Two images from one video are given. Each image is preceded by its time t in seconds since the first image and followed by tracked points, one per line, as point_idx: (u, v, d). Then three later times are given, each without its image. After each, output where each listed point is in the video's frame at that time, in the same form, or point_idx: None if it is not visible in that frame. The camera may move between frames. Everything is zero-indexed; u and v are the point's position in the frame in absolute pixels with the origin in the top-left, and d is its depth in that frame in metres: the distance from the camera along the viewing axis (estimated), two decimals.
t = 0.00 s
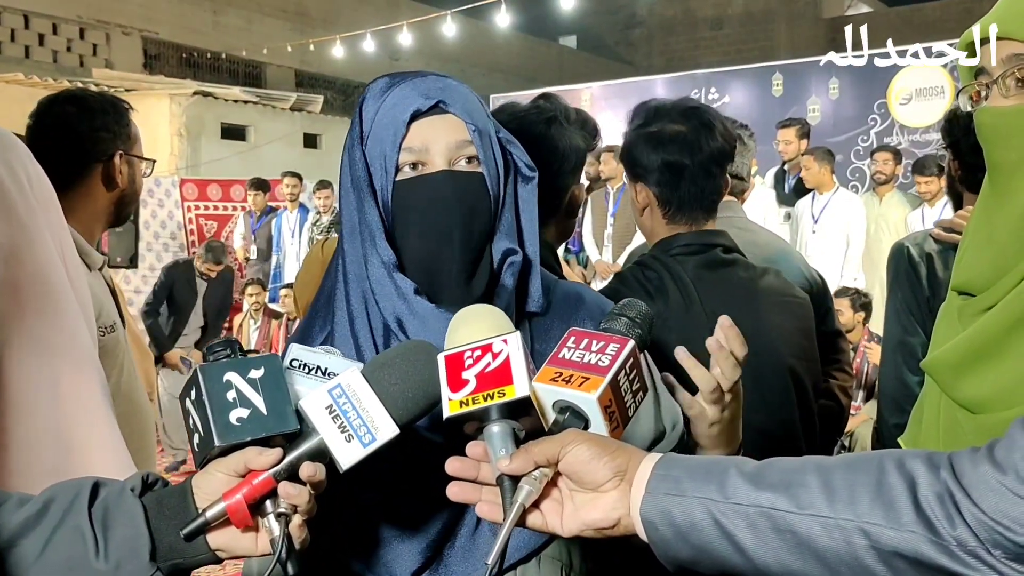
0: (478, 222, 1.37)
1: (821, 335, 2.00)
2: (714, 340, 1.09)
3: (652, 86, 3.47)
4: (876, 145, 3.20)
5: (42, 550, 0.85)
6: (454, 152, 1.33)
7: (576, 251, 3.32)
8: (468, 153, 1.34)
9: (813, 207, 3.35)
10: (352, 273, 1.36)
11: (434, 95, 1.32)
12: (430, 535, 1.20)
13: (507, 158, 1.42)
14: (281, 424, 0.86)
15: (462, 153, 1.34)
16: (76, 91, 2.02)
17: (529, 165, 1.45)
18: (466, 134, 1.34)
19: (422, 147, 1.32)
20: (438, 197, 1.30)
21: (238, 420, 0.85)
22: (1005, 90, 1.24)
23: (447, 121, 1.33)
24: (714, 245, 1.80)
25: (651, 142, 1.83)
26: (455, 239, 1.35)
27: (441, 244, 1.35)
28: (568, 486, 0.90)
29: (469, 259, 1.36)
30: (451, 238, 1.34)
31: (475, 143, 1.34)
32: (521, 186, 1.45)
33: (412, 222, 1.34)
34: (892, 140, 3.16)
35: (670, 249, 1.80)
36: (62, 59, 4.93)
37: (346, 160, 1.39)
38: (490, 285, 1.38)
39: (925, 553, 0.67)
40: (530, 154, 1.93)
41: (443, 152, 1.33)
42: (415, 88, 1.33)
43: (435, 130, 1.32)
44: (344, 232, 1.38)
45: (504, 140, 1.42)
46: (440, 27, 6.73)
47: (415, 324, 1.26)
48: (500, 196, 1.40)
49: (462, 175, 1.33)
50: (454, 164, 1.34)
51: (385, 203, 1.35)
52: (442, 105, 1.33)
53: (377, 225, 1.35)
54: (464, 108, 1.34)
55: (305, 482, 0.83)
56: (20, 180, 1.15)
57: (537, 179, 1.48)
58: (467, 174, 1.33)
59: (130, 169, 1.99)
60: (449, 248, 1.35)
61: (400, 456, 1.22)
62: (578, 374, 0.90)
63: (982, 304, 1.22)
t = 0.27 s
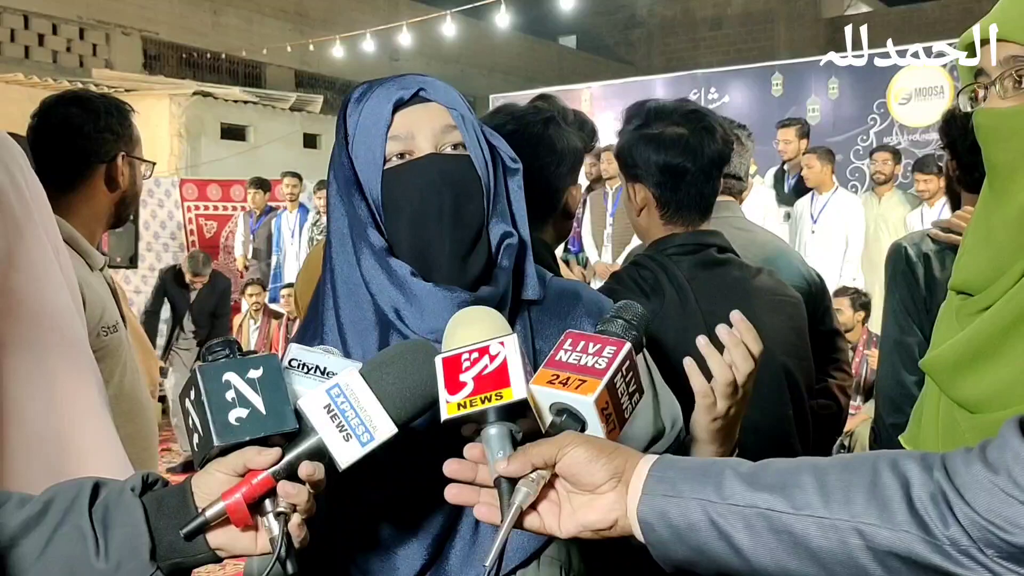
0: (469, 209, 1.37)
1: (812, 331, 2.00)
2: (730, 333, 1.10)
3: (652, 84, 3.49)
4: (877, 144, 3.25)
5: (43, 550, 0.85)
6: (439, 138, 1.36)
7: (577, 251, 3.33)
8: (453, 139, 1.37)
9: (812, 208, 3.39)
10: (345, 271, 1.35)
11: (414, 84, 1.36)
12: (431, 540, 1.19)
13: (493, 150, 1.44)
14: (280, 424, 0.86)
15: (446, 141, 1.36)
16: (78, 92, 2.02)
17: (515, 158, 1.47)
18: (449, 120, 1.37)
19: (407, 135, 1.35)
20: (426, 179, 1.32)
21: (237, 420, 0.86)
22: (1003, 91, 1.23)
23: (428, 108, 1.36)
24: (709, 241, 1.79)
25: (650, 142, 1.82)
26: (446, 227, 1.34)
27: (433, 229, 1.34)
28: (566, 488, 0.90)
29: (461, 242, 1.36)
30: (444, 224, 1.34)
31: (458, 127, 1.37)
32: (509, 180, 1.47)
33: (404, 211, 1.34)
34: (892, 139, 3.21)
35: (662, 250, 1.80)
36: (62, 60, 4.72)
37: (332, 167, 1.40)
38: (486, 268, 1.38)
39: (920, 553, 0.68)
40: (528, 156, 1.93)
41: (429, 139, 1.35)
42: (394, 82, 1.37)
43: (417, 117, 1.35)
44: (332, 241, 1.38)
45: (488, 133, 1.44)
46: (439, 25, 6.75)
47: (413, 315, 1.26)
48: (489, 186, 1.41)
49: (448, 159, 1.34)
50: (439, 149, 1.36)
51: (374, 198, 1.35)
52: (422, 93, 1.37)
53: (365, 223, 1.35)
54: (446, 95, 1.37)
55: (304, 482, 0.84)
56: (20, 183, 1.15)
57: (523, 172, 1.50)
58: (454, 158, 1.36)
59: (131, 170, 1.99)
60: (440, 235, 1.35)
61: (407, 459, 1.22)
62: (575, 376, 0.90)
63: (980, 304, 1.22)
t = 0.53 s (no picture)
0: (459, 207, 1.38)
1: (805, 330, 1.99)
2: (737, 312, 1.16)
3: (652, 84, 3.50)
4: (876, 144, 3.25)
5: (44, 548, 0.86)
6: (429, 135, 1.37)
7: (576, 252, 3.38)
8: (443, 137, 1.38)
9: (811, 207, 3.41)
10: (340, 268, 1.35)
11: (402, 85, 1.38)
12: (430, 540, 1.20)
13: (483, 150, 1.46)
14: (278, 423, 0.87)
15: (436, 139, 1.38)
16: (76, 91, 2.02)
17: (504, 159, 1.49)
18: (438, 118, 1.38)
19: (397, 134, 1.36)
20: (418, 175, 1.32)
21: (235, 418, 0.86)
22: (999, 89, 1.24)
23: (418, 106, 1.37)
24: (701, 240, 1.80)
25: (648, 144, 1.82)
26: (436, 224, 1.34)
27: (424, 225, 1.34)
28: (562, 487, 0.90)
29: (451, 238, 1.35)
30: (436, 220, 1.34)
31: (447, 125, 1.39)
32: (500, 183, 1.49)
33: (396, 207, 1.34)
34: (892, 140, 3.20)
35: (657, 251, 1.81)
36: (62, 60, 4.62)
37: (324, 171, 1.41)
38: (478, 264, 1.38)
39: (912, 552, 0.68)
40: (526, 157, 1.93)
41: (420, 137, 1.36)
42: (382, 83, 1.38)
43: (407, 115, 1.36)
44: (327, 244, 1.38)
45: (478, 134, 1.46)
46: (439, 25, 6.75)
47: (406, 315, 1.25)
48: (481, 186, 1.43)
49: (439, 156, 1.35)
50: (430, 146, 1.37)
51: (368, 196, 1.36)
52: (411, 93, 1.38)
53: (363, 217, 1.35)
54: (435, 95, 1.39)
55: (303, 480, 0.84)
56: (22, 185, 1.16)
57: (513, 174, 1.52)
58: (444, 154, 1.37)
59: (132, 170, 2.00)
60: (432, 231, 1.34)
61: (406, 458, 1.23)
62: (571, 375, 0.91)
63: (976, 303, 1.23)
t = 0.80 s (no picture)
0: (461, 217, 1.38)
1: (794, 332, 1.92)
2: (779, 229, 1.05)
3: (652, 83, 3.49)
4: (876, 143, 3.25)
5: (44, 548, 0.86)
6: (428, 145, 1.37)
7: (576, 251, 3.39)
8: (442, 146, 1.38)
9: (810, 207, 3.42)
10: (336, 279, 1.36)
11: (399, 95, 1.38)
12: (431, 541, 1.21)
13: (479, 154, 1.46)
14: (276, 423, 0.88)
15: (436, 147, 1.38)
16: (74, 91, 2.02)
17: (500, 163, 1.50)
18: (436, 127, 1.39)
19: (396, 145, 1.36)
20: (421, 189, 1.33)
21: (233, 419, 0.87)
22: (993, 91, 1.24)
23: (415, 116, 1.37)
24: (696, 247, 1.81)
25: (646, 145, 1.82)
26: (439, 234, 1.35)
27: (425, 236, 1.35)
28: (559, 488, 0.91)
29: (453, 250, 1.37)
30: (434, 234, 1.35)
31: (446, 134, 1.39)
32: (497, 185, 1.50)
33: (399, 221, 1.34)
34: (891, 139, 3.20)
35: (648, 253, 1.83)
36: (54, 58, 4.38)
37: (316, 184, 1.42)
38: (477, 274, 1.39)
39: (905, 553, 0.69)
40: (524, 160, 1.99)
41: (419, 148, 1.37)
42: (379, 93, 1.38)
43: (406, 126, 1.37)
44: (321, 260, 1.39)
45: (474, 138, 1.46)
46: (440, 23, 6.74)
47: (405, 330, 1.26)
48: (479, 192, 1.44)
49: (438, 167, 1.36)
50: (429, 155, 1.38)
51: (366, 209, 1.37)
52: (407, 103, 1.38)
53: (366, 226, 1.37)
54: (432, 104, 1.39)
55: (300, 480, 0.85)
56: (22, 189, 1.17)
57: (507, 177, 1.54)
58: (444, 165, 1.37)
59: (132, 171, 2.00)
60: (434, 242, 1.35)
61: (404, 458, 1.23)
62: (568, 378, 0.91)
63: (972, 305, 1.23)
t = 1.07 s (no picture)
0: (456, 208, 1.40)
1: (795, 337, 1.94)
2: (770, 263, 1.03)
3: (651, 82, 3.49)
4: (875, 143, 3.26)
5: (46, 542, 0.87)
6: (416, 140, 1.39)
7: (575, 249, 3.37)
8: (431, 140, 1.40)
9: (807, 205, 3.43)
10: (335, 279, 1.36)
11: (383, 93, 1.40)
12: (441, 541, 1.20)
13: (466, 150, 1.47)
14: (276, 417, 0.88)
15: (424, 142, 1.40)
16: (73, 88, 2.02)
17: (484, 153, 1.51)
18: (422, 121, 1.40)
19: (386, 142, 1.38)
20: (414, 182, 1.35)
21: (234, 413, 0.87)
22: (986, 92, 1.24)
23: (401, 113, 1.39)
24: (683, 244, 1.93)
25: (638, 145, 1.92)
26: (438, 224, 1.36)
27: (422, 228, 1.36)
28: (558, 485, 0.92)
29: (450, 240, 1.38)
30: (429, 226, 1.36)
31: (432, 127, 1.41)
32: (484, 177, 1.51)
33: (397, 219, 1.35)
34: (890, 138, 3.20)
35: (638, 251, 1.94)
36: None
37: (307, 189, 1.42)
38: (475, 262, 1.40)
39: (900, 549, 0.69)
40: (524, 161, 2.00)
41: (408, 142, 1.38)
42: (364, 94, 1.40)
43: (393, 123, 1.38)
44: (318, 265, 1.38)
45: (461, 136, 1.47)
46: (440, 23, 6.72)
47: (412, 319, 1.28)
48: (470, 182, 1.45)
49: (431, 160, 1.38)
50: (419, 150, 1.39)
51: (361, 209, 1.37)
52: (392, 100, 1.40)
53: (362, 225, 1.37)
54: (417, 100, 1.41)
55: (300, 473, 0.85)
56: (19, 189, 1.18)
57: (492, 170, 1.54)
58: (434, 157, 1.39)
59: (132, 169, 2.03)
60: (432, 235, 1.36)
61: (405, 451, 1.24)
62: (567, 375, 0.92)
63: (965, 304, 1.24)
